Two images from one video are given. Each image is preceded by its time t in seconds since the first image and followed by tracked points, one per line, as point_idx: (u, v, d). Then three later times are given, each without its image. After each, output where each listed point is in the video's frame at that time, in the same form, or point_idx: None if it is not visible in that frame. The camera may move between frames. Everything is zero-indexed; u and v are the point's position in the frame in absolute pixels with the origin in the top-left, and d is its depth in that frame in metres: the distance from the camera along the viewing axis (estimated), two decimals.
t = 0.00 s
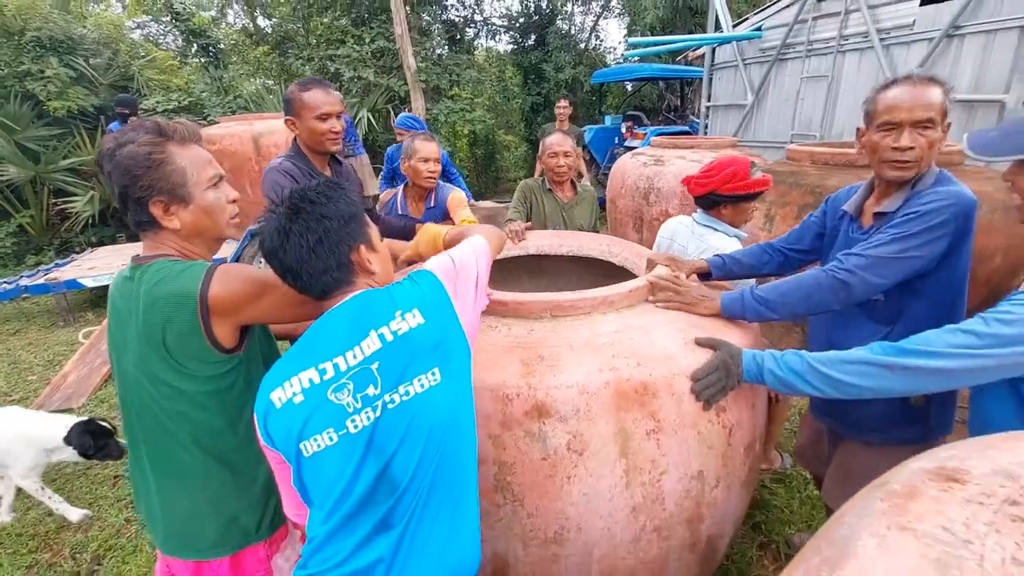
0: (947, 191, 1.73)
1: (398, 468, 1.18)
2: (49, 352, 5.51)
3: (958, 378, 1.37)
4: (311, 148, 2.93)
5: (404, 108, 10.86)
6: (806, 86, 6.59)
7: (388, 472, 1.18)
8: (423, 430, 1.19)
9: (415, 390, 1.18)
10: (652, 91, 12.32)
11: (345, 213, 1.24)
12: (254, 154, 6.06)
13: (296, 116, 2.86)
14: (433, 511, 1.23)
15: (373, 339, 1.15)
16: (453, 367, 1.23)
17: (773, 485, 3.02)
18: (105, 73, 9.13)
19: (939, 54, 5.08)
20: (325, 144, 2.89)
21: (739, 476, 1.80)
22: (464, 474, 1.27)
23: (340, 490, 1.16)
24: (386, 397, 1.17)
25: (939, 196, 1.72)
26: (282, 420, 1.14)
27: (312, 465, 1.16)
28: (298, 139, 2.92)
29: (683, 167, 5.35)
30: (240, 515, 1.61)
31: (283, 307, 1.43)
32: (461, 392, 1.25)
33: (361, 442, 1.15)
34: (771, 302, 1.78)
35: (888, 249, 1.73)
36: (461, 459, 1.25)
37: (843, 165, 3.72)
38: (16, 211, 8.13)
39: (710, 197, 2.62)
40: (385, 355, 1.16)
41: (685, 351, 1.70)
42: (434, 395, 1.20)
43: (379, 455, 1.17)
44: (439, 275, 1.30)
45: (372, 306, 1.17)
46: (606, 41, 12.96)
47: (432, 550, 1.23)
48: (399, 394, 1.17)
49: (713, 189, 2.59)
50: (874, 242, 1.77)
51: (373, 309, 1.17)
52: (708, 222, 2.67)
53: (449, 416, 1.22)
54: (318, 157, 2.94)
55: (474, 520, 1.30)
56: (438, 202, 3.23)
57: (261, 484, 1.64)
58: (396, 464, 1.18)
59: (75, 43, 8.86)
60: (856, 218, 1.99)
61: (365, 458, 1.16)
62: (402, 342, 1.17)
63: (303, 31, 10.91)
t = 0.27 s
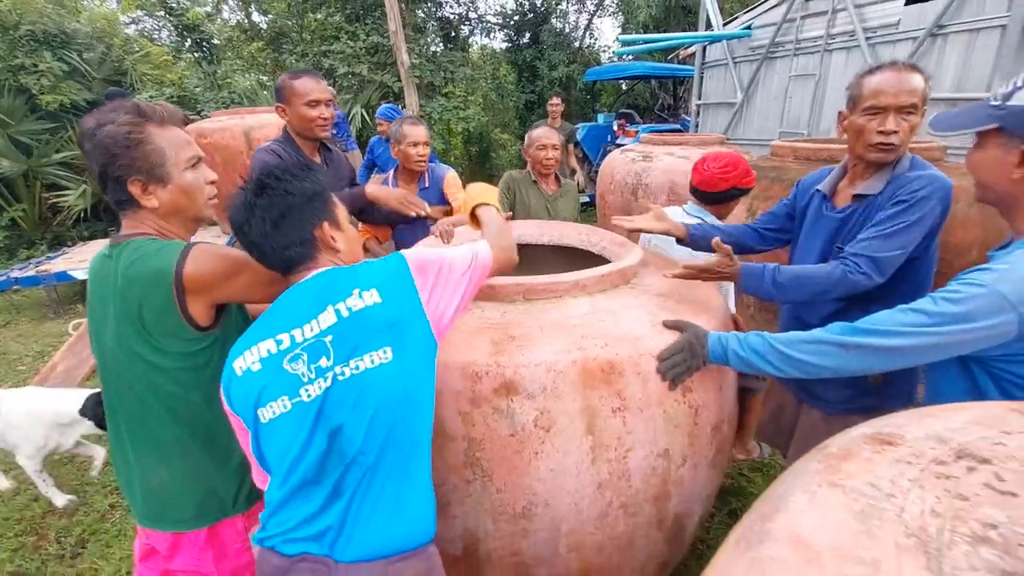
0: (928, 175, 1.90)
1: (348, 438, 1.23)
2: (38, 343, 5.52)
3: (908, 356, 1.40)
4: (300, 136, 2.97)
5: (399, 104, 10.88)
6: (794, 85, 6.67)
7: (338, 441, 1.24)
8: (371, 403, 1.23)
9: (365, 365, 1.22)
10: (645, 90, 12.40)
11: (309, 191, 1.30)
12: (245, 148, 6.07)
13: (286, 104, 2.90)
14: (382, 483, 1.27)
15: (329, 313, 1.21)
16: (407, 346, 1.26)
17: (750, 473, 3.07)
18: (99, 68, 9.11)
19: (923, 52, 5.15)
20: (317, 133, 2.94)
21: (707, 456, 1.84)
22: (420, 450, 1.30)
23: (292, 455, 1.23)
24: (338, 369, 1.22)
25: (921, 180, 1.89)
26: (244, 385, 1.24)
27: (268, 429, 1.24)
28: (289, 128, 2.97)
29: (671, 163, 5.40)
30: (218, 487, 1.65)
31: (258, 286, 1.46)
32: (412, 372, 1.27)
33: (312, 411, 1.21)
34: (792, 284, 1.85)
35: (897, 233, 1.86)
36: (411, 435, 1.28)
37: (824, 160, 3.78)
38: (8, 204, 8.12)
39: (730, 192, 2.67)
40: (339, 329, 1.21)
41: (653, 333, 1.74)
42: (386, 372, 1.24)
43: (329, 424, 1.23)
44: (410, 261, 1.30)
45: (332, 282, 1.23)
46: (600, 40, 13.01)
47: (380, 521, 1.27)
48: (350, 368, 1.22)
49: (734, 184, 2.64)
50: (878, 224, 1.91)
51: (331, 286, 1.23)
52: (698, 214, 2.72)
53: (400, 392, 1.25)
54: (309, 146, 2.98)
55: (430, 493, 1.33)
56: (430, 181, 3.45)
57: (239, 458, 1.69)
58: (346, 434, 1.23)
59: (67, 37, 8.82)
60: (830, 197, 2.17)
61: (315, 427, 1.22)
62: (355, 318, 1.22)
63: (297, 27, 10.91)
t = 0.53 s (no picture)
0: (884, 171, 2.03)
1: (287, 420, 1.30)
2: (13, 342, 5.45)
3: (848, 340, 1.47)
4: (275, 134, 3.01)
5: (382, 102, 10.87)
6: (769, 86, 6.85)
7: (277, 422, 1.32)
8: (307, 390, 1.29)
9: (306, 354, 1.29)
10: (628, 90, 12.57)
11: (280, 183, 1.37)
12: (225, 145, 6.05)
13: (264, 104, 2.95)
14: (315, 469, 1.32)
15: (285, 300, 1.29)
16: (352, 341, 1.31)
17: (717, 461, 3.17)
18: (75, 63, 8.97)
19: (890, 56, 5.34)
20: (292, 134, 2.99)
21: (666, 440, 1.92)
22: (358, 442, 1.34)
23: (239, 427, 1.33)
24: (283, 354, 1.29)
25: (877, 173, 2.02)
26: (210, 355, 1.36)
27: (223, 400, 1.36)
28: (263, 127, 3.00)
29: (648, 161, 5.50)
30: (193, 473, 1.70)
31: (232, 277, 1.52)
32: (355, 365, 1.32)
33: (258, 389, 1.31)
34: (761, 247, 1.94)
35: (854, 219, 1.97)
36: (344, 428, 1.32)
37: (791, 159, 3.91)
38: None
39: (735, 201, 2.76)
40: (291, 317, 1.28)
41: (613, 321, 1.82)
42: (328, 363, 1.30)
43: (271, 404, 1.31)
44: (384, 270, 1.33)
45: (295, 273, 1.31)
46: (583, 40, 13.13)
47: (304, 505, 1.31)
48: (295, 355, 1.29)
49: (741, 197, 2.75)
50: (836, 209, 2.02)
51: (293, 276, 1.30)
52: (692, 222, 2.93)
53: (339, 382, 1.30)
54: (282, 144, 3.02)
55: (369, 483, 1.36)
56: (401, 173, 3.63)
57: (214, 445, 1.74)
58: (285, 416, 1.30)
59: (43, 32, 8.67)
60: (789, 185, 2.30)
61: (259, 405, 1.31)
62: (306, 308, 1.28)
63: (279, 24, 10.85)
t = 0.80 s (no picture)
0: (815, 179, 2.13)
1: (241, 413, 1.30)
2: None
3: (796, 329, 1.56)
4: (251, 135, 3.00)
5: (359, 104, 10.84)
6: (738, 93, 7.10)
7: (231, 415, 1.32)
8: (262, 384, 1.30)
9: (263, 347, 1.30)
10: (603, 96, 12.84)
11: (248, 179, 1.40)
12: (196, 145, 5.98)
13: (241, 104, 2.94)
14: (269, 462, 1.32)
15: (244, 294, 1.31)
16: (309, 336, 1.33)
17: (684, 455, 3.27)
18: (40, 60, 8.71)
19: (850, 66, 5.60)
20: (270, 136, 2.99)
21: (630, 431, 1.99)
22: (312, 436, 1.35)
23: (195, 420, 1.33)
24: (240, 347, 1.30)
25: (811, 185, 2.11)
26: (170, 348, 1.38)
27: (181, 392, 1.36)
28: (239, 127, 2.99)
29: (621, 165, 5.62)
30: (162, 468, 1.71)
31: (202, 270, 1.54)
32: (311, 359, 1.34)
33: (214, 382, 1.31)
34: (706, 284, 2.09)
35: (793, 237, 2.08)
36: (299, 420, 1.33)
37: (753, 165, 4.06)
38: None
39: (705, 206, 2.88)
40: (249, 310, 1.30)
41: (578, 317, 1.89)
42: (284, 356, 1.31)
43: (225, 398, 1.31)
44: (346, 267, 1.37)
45: (256, 268, 1.33)
46: (560, 45, 13.32)
47: (256, 497, 1.31)
48: (251, 348, 1.30)
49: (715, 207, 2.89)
50: (776, 227, 2.14)
51: (254, 271, 1.33)
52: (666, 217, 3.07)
53: (294, 376, 1.32)
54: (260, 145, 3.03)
55: (321, 477, 1.37)
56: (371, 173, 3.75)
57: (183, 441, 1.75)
58: (239, 409, 1.31)
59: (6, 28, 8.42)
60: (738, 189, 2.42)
61: (213, 398, 1.31)
62: (262, 302, 1.30)
63: (254, 24, 10.74)
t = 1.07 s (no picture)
0: (779, 184, 2.22)
1: (250, 409, 1.35)
2: None
3: (789, 322, 1.62)
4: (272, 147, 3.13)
5: (357, 112, 10.93)
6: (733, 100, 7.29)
7: (240, 411, 1.37)
8: (269, 379, 1.35)
9: (268, 344, 1.35)
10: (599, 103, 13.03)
11: (252, 181, 1.45)
12: (198, 153, 6.05)
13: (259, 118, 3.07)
14: (279, 455, 1.37)
15: (248, 293, 1.36)
16: (312, 332, 1.38)
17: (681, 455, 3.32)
18: (40, 69, 8.76)
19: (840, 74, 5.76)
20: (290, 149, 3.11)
21: (629, 426, 2.04)
22: (320, 430, 1.40)
23: (206, 417, 1.38)
24: (246, 345, 1.35)
25: (774, 191, 2.19)
26: (179, 349, 1.43)
27: (191, 391, 1.41)
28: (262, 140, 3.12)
29: (618, 171, 5.70)
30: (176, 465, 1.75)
31: (215, 270, 1.61)
32: (316, 354, 1.39)
33: (222, 380, 1.36)
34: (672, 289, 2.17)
35: (753, 241, 2.18)
36: (307, 414, 1.38)
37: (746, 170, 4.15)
38: None
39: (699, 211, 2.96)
40: (253, 309, 1.35)
41: (577, 316, 1.95)
42: (290, 352, 1.36)
43: (234, 394, 1.36)
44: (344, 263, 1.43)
45: (258, 268, 1.38)
46: (556, 54, 13.47)
47: (268, 489, 1.36)
48: (257, 345, 1.35)
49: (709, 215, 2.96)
50: (744, 232, 2.23)
51: (256, 272, 1.38)
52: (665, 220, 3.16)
53: (300, 372, 1.37)
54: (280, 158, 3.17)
55: (329, 469, 1.42)
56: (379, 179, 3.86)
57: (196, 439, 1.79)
58: (248, 405, 1.36)
59: (6, 37, 8.49)
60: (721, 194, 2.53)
61: (223, 395, 1.36)
62: (265, 301, 1.35)
63: (253, 34, 10.86)
